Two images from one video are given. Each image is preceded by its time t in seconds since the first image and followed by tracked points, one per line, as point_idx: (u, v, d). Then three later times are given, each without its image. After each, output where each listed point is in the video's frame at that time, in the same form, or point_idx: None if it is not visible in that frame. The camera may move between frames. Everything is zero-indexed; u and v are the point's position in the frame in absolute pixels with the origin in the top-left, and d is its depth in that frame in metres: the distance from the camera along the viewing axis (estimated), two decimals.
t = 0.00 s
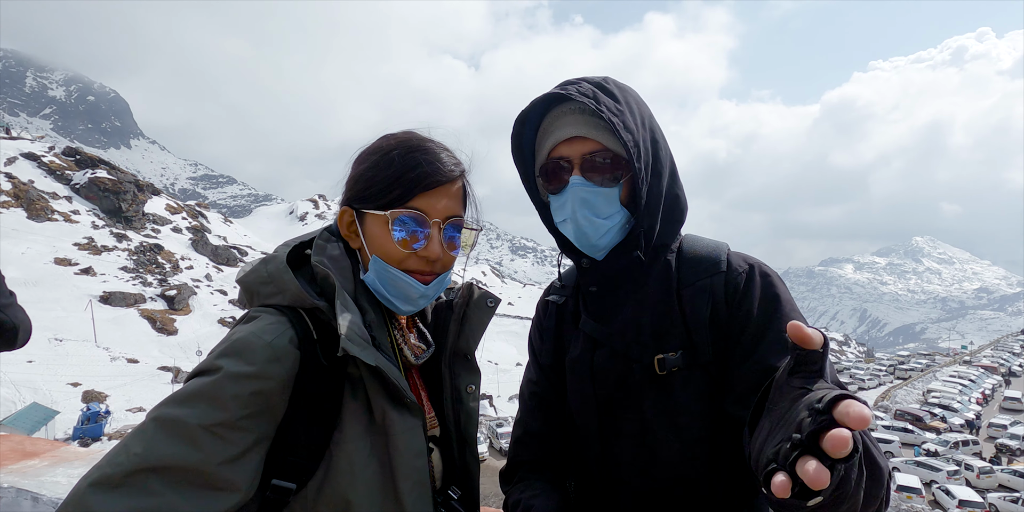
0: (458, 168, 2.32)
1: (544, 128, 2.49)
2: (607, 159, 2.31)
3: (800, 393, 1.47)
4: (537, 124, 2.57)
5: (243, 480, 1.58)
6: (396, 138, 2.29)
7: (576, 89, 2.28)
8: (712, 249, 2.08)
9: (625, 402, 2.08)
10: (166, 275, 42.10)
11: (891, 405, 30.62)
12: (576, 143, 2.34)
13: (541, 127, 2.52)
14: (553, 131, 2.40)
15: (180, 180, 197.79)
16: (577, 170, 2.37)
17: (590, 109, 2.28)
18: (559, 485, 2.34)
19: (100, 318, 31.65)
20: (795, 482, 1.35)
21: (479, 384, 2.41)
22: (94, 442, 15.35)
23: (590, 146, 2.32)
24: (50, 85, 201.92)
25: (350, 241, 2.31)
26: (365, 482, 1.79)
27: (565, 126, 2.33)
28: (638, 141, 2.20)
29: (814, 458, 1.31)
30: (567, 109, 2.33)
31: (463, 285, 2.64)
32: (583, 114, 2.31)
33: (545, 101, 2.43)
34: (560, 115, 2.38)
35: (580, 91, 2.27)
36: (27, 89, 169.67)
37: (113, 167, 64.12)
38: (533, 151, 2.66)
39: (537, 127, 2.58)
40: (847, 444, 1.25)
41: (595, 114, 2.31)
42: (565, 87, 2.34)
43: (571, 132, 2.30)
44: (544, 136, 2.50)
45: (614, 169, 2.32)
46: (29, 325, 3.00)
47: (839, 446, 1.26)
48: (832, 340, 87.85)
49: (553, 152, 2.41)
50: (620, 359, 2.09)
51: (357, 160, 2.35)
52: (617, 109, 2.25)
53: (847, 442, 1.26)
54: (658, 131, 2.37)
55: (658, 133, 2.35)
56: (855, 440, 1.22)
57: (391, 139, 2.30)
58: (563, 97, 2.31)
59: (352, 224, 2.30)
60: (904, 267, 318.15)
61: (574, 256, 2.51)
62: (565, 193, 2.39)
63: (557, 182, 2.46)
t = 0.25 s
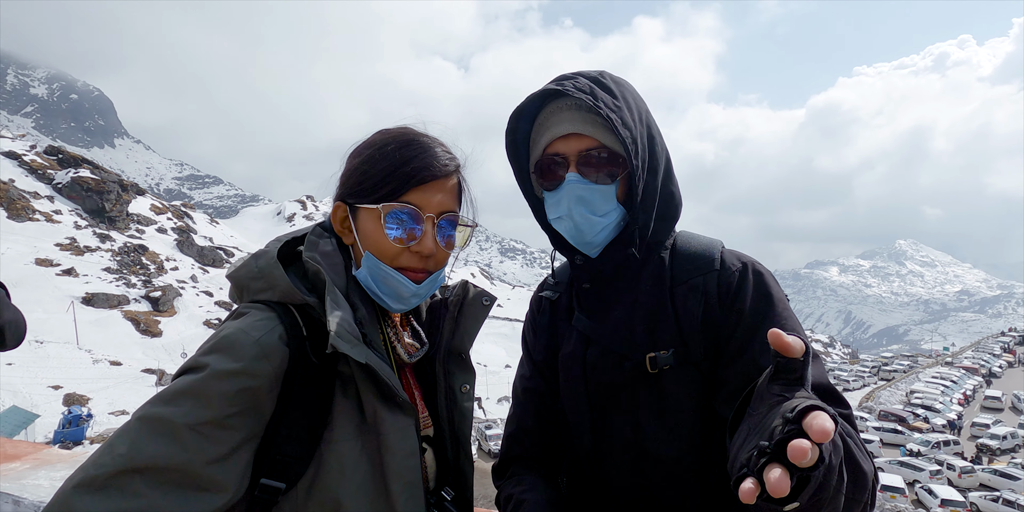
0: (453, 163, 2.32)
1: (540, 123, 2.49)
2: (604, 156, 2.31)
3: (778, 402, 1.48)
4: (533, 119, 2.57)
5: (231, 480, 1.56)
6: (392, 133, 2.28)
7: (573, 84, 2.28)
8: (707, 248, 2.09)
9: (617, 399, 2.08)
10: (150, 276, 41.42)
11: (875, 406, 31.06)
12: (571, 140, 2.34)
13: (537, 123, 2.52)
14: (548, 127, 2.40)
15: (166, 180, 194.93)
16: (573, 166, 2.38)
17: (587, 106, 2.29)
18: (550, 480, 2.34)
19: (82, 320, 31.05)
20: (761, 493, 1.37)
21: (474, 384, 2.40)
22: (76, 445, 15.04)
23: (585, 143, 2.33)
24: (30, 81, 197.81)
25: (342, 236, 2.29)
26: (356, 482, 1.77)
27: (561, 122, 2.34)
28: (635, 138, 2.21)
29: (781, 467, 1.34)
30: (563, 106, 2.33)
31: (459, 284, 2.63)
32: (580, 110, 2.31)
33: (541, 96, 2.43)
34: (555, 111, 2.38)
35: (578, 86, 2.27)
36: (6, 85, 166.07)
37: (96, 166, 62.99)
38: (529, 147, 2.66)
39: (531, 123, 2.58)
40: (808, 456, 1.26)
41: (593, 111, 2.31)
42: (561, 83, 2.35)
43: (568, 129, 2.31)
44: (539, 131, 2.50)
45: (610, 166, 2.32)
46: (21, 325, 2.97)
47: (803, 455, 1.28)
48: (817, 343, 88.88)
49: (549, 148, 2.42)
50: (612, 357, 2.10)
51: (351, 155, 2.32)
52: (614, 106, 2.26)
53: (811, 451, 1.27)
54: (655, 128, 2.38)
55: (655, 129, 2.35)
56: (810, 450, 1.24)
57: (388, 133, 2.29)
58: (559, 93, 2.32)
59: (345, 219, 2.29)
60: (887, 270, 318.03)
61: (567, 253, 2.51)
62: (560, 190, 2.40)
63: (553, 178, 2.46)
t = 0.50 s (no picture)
0: (447, 162, 2.32)
1: (535, 120, 2.50)
2: (598, 154, 2.32)
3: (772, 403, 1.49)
4: (527, 117, 2.57)
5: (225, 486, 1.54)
6: (385, 130, 2.27)
7: (567, 82, 2.30)
8: (699, 247, 2.11)
9: (609, 399, 2.09)
10: (136, 277, 40.81)
11: (862, 406, 31.47)
12: (565, 139, 2.36)
13: (532, 119, 2.52)
14: (544, 125, 2.41)
15: (152, 180, 192.39)
16: (567, 165, 2.39)
17: (582, 104, 2.30)
18: (544, 480, 2.34)
19: (65, 321, 30.48)
20: (756, 491, 1.39)
21: (468, 384, 2.39)
22: (59, 449, 14.76)
23: (580, 140, 2.34)
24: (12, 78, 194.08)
25: (334, 235, 2.27)
26: (349, 484, 1.76)
27: (556, 120, 2.35)
28: (629, 136, 2.22)
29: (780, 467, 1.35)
30: (558, 103, 2.34)
31: (452, 283, 2.62)
32: (575, 109, 2.33)
33: (536, 93, 2.44)
34: (551, 109, 2.39)
35: (573, 84, 2.28)
36: None
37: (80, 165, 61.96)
38: (522, 145, 2.67)
39: (526, 121, 2.59)
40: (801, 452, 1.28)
41: (588, 109, 2.32)
42: (557, 81, 2.36)
43: (562, 127, 2.32)
44: (534, 129, 2.51)
45: (605, 164, 2.33)
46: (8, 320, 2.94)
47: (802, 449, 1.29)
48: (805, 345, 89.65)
49: (544, 146, 2.42)
50: (606, 357, 2.10)
51: (344, 153, 2.31)
52: (609, 104, 2.27)
53: (804, 446, 1.29)
54: (649, 126, 2.39)
55: (649, 127, 2.37)
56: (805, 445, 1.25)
57: (382, 130, 2.27)
58: (554, 90, 2.33)
59: (337, 218, 2.27)
60: (873, 272, 318.15)
61: (560, 252, 2.53)
62: (554, 187, 2.40)
63: (547, 176, 2.47)
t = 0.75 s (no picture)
0: (444, 166, 2.30)
1: (532, 124, 2.49)
2: (596, 159, 2.32)
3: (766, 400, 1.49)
4: (525, 121, 2.57)
5: (214, 495, 1.52)
6: (380, 135, 2.25)
7: (567, 86, 2.29)
8: (696, 253, 2.11)
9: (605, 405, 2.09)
10: (123, 277, 40.24)
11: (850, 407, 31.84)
12: (563, 144, 2.36)
13: (529, 126, 2.53)
14: (541, 130, 2.41)
15: (140, 179, 190.09)
16: (565, 170, 2.38)
17: (581, 109, 2.30)
18: (540, 486, 2.33)
19: (50, 322, 29.99)
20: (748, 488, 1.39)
21: (463, 388, 2.39)
22: (43, 452, 14.51)
23: (578, 146, 2.33)
24: None
25: (329, 241, 2.26)
26: (343, 494, 1.74)
27: (554, 125, 2.35)
28: (628, 142, 2.22)
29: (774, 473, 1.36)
30: (555, 108, 2.34)
31: (447, 286, 2.61)
32: (573, 114, 2.33)
33: (534, 98, 2.44)
34: (548, 114, 2.39)
35: (572, 89, 2.28)
36: None
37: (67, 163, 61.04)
38: (520, 150, 2.68)
39: (523, 126, 2.59)
40: (786, 438, 1.29)
41: (585, 114, 2.32)
42: (555, 85, 2.35)
43: (561, 131, 2.31)
44: (531, 134, 2.51)
45: (602, 170, 2.32)
46: None
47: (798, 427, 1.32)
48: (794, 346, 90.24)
49: (541, 151, 2.43)
50: (601, 363, 2.10)
51: (338, 159, 2.27)
52: (607, 110, 2.27)
53: (787, 431, 1.31)
54: (646, 132, 2.40)
55: (647, 133, 2.38)
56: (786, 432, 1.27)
57: (377, 134, 2.26)
58: (553, 95, 2.33)
59: (334, 223, 2.26)
60: (862, 274, 318.11)
61: (557, 257, 2.52)
62: (552, 193, 2.40)
63: (544, 182, 2.47)
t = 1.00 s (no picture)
0: (438, 167, 2.29)
1: (529, 124, 2.49)
2: (592, 159, 2.32)
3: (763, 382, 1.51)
4: (521, 121, 2.56)
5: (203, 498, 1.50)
6: (374, 133, 2.24)
7: (563, 86, 2.29)
8: (691, 254, 2.12)
9: (600, 405, 2.09)
10: (112, 277, 39.77)
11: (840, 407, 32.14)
12: (561, 143, 2.35)
13: (525, 126, 2.53)
14: (538, 129, 2.40)
15: (130, 178, 188.07)
16: (561, 170, 2.38)
17: (577, 109, 2.30)
18: (535, 488, 2.32)
19: (38, 321, 29.59)
20: (743, 469, 1.40)
21: (457, 388, 2.37)
22: (30, 453, 14.32)
23: (575, 146, 2.33)
24: None
25: (321, 242, 2.24)
26: (336, 497, 1.72)
27: (550, 125, 2.34)
28: (623, 142, 2.23)
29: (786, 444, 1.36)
30: (551, 108, 2.34)
31: (440, 286, 2.60)
32: (570, 113, 2.32)
33: (530, 98, 2.44)
34: (545, 113, 2.39)
35: (569, 88, 2.28)
36: None
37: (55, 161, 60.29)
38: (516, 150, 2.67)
39: (519, 125, 2.58)
40: (781, 412, 1.29)
41: (583, 114, 2.32)
42: (552, 85, 2.35)
43: (558, 131, 2.31)
44: (527, 133, 2.51)
45: (598, 170, 2.33)
46: None
47: (796, 401, 1.35)
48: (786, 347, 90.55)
49: (537, 151, 2.43)
50: (597, 364, 2.10)
51: (329, 160, 2.25)
52: (604, 109, 2.27)
53: (781, 407, 1.31)
54: (642, 133, 2.41)
55: (642, 133, 2.39)
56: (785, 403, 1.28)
57: (371, 133, 2.25)
58: (549, 95, 2.32)
59: (325, 224, 2.23)
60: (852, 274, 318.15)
61: (552, 258, 2.52)
62: (548, 193, 2.40)
63: (541, 181, 2.46)
